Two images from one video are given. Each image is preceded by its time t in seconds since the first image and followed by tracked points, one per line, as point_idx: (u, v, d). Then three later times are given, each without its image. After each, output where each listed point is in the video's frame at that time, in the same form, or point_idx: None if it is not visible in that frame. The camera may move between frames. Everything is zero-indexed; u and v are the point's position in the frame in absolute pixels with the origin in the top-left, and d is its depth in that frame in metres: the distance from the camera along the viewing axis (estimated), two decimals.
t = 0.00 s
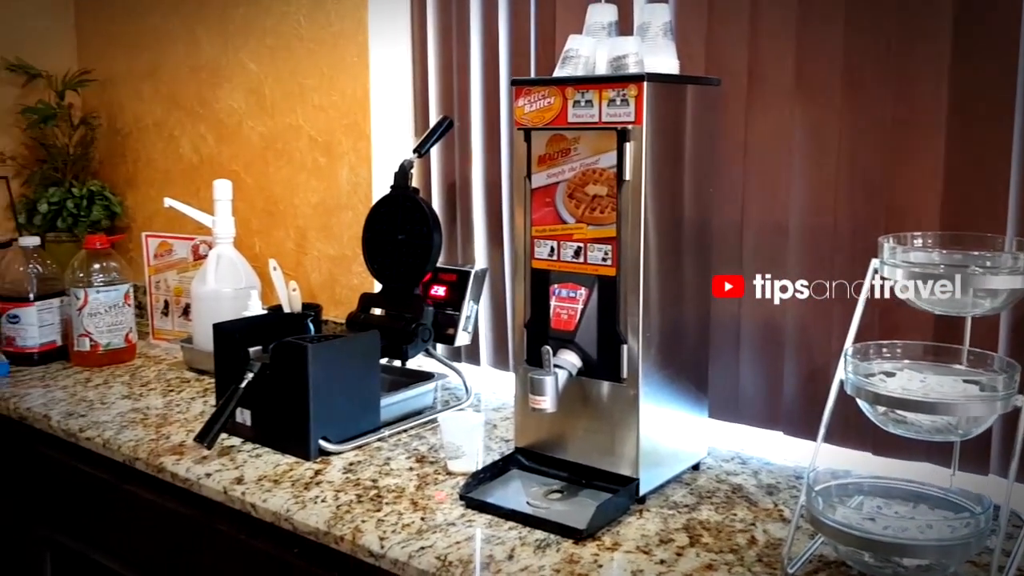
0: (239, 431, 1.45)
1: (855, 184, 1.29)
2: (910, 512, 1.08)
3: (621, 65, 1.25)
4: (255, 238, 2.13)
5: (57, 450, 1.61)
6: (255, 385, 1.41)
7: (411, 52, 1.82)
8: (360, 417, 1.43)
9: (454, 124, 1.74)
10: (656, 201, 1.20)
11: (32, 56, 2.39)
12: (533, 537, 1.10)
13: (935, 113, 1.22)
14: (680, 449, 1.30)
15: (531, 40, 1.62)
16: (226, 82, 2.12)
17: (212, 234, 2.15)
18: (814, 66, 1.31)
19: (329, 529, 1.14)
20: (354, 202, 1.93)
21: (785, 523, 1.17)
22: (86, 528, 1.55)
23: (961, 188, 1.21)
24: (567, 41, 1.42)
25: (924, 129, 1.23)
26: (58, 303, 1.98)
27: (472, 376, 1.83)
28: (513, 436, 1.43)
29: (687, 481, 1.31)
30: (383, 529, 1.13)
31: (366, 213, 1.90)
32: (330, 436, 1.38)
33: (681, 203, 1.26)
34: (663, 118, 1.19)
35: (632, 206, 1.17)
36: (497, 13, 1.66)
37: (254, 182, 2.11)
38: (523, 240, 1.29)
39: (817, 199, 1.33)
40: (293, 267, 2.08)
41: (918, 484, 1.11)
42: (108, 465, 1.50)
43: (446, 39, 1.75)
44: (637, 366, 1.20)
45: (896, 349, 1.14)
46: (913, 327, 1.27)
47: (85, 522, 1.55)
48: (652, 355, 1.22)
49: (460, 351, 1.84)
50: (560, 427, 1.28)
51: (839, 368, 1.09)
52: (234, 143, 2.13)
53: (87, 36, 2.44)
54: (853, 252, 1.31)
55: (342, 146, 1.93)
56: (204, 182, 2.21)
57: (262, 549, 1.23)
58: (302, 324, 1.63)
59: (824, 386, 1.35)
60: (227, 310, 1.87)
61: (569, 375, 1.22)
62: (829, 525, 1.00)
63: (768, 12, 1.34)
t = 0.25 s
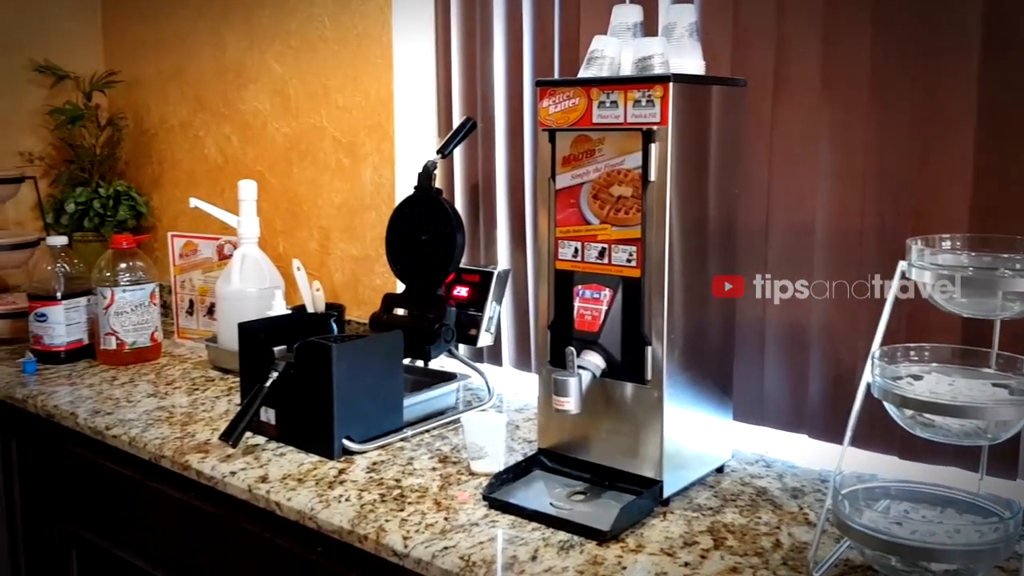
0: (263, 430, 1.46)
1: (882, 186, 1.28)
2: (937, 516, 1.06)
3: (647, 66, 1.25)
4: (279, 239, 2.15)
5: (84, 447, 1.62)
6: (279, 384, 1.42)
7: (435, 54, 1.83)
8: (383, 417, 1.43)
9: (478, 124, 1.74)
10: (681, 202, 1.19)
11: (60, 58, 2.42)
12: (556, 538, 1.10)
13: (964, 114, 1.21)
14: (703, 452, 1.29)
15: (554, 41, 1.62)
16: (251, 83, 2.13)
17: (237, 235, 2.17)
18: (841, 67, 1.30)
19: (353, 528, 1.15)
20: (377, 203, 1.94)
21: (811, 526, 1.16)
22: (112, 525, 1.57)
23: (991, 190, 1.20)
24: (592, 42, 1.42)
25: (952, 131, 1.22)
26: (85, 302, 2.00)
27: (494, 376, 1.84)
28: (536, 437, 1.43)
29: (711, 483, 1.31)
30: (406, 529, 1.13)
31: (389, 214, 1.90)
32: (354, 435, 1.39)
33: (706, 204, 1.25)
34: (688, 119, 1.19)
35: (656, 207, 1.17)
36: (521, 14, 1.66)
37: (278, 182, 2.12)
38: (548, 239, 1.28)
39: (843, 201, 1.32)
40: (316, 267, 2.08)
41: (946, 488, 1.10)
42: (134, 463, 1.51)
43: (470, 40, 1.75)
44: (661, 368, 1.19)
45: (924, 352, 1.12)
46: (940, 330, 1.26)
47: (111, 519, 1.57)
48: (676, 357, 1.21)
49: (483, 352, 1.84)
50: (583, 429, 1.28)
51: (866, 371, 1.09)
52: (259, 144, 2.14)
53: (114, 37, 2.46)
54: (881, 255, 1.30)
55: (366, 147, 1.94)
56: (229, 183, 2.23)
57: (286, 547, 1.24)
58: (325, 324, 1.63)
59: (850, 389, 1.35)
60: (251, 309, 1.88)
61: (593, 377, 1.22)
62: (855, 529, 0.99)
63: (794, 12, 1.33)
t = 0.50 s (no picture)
0: (285, 430, 1.47)
1: (907, 188, 1.28)
2: (963, 521, 1.06)
3: (668, 67, 1.26)
4: (300, 240, 2.16)
5: (107, 447, 1.64)
6: (301, 385, 1.42)
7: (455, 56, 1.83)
8: (404, 419, 1.44)
9: (498, 126, 1.74)
10: (704, 205, 1.19)
11: (84, 61, 2.44)
12: (578, 540, 1.10)
13: (990, 116, 1.20)
14: (725, 455, 1.29)
15: (575, 43, 1.62)
16: (272, 85, 2.14)
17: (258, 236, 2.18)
18: (865, 69, 1.29)
19: (375, 529, 1.15)
20: (397, 204, 1.94)
21: (834, 531, 1.15)
22: (135, 524, 1.58)
23: (1017, 192, 1.19)
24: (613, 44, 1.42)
25: (978, 133, 1.21)
26: (109, 303, 2.02)
27: (514, 378, 1.83)
28: (556, 439, 1.42)
29: (733, 487, 1.30)
30: (428, 530, 1.13)
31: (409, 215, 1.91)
32: (375, 436, 1.39)
33: (728, 207, 1.25)
34: (710, 121, 1.18)
35: (679, 209, 1.16)
36: (542, 17, 1.66)
37: (299, 184, 2.13)
38: (569, 238, 1.27)
39: (867, 203, 1.32)
40: (337, 269, 2.09)
41: (972, 493, 1.09)
42: (157, 462, 1.53)
43: (490, 42, 1.75)
44: (683, 370, 1.19)
45: (950, 355, 1.11)
46: (965, 333, 1.25)
47: (134, 518, 1.58)
48: (699, 359, 1.21)
49: (503, 353, 1.84)
50: (604, 431, 1.28)
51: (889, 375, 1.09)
52: (280, 146, 2.15)
53: (136, 40, 2.48)
54: (905, 257, 1.29)
55: (386, 149, 1.94)
56: (250, 185, 2.24)
57: (308, 548, 1.25)
58: (345, 325, 1.64)
59: (874, 392, 1.34)
60: (272, 310, 1.88)
61: (614, 379, 1.22)
62: (880, 533, 0.98)
63: (818, 14, 1.32)
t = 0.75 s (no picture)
0: (308, 429, 1.48)
1: (934, 191, 1.26)
2: (991, 527, 1.05)
3: (694, 69, 1.26)
4: (323, 240, 2.17)
5: (132, 444, 1.65)
6: (324, 385, 1.43)
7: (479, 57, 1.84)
8: (427, 419, 1.44)
9: (521, 127, 1.74)
10: (729, 207, 1.18)
11: (110, 62, 2.47)
12: (601, 542, 1.10)
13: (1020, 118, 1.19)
14: (749, 458, 1.28)
15: (599, 45, 1.62)
16: (296, 87, 2.15)
17: (281, 237, 2.19)
18: (891, 70, 1.29)
19: (398, 528, 1.15)
20: (420, 205, 1.95)
21: (860, 535, 1.15)
22: (159, 521, 1.60)
23: None
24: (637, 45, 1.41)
25: (1007, 135, 1.20)
26: (134, 302, 2.03)
27: (536, 379, 1.83)
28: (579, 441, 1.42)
29: (757, 490, 1.29)
30: (451, 530, 1.14)
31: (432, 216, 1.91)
32: (398, 436, 1.40)
33: (753, 209, 1.24)
34: (735, 123, 1.18)
35: (703, 211, 1.16)
36: (566, 19, 1.66)
37: (322, 185, 2.14)
38: (592, 242, 1.27)
39: (894, 206, 1.31)
40: (360, 269, 2.10)
41: (1000, 498, 1.08)
42: (181, 460, 1.54)
43: (514, 43, 1.75)
44: (707, 373, 1.19)
45: (978, 359, 1.10)
46: (994, 338, 1.23)
47: (159, 515, 1.59)
48: (723, 362, 1.20)
49: (524, 354, 1.84)
50: (627, 433, 1.27)
51: (917, 378, 1.08)
52: (304, 147, 2.17)
53: (162, 41, 2.50)
54: (932, 261, 1.28)
55: (409, 150, 1.95)
56: (274, 185, 2.25)
57: (332, 546, 1.25)
58: (368, 325, 1.65)
59: (900, 396, 1.33)
60: (296, 310, 1.89)
61: (637, 381, 1.22)
62: (907, 538, 0.97)
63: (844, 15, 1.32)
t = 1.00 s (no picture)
0: (330, 430, 1.48)
1: (960, 193, 1.25)
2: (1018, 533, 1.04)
3: (718, 70, 1.25)
4: (344, 242, 2.17)
5: (155, 444, 1.66)
6: (346, 386, 1.43)
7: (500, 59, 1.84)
8: (448, 420, 1.44)
9: (542, 128, 1.74)
10: (752, 209, 1.18)
11: (134, 65, 2.49)
12: (623, 545, 1.10)
13: None
14: (771, 461, 1.27)
15: (621, 46, 1.61)
16: (318, 88, 2.16)
17: (303, 238, 2.20)
18: (917, 72, 1.27)
19: (419, 529, 1.16)
20: (441, 207, 1.95)
21: (884, 540, 1.14)
22: (181, 520, 1.61)
23: None
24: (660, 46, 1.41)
25: None
26: (157, 303, 2.05)
27: (556, 381, 1.83)
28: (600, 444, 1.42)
29: (780, 494, 1.28)
30: (473, 532, 1.13)
31: (453, 218, 1.91)
32: (419, 437, 1.40)
33: (777, 211, 1.24)
34: (759, 124, 1.17)
35: (726, 212, 1.16)
36: (588, 20, 1.66)
37: (344, 187, 2.15)
38: (615, 245, 1.27)
39: (919, 208, 1.29)
40: (381, 270, 2.10)
41: None
42: (204, 460, 1.55)
43: (535, 45, 1.75)
44: (731, 376, 1.18)
45: (1006, 364, 1.09)
46: (1021, 342, 1.22)
47: (181, 515, 1.60)
48: (746, 365, 1.20)
49: (545, 356, 1.84)
50: (649, 435, 1.27)
51: (944, 382, 1.06)
52: (325, 149, 2.18)
53: (185, 44, 2.52)
54: (958, 264, 1.26)
55: (430, 152, 1.95)
56: (295, 187, 2.26)
57: (354, 547, 1.26)
58: (388, 327, 1.65)
59: (925, 400, 1.31)
60: (317, 311, 1.90)
61: (660, 383, 1.22)
62: (932, 542, 0.96)
63: (869, 15, 1.31)
